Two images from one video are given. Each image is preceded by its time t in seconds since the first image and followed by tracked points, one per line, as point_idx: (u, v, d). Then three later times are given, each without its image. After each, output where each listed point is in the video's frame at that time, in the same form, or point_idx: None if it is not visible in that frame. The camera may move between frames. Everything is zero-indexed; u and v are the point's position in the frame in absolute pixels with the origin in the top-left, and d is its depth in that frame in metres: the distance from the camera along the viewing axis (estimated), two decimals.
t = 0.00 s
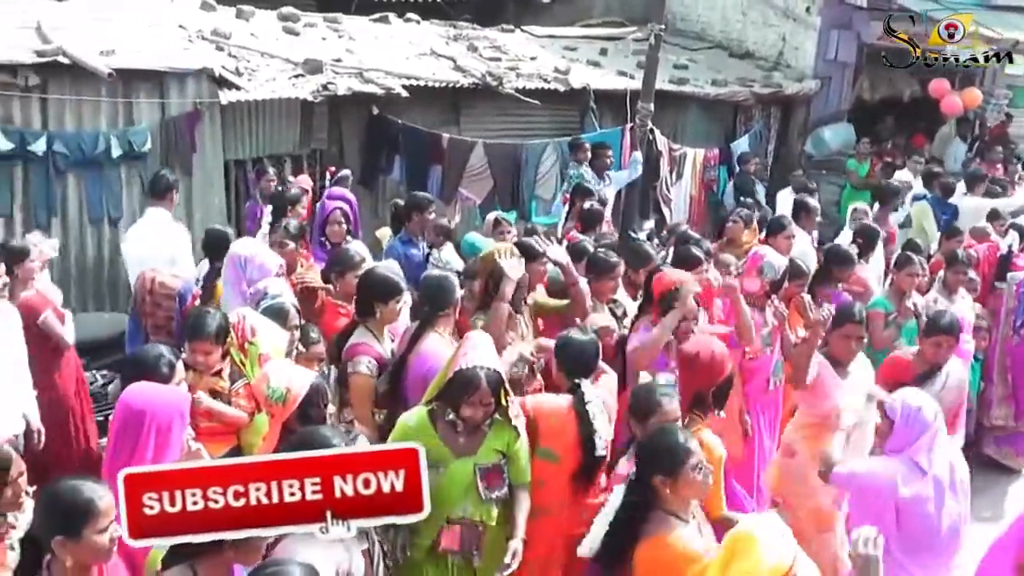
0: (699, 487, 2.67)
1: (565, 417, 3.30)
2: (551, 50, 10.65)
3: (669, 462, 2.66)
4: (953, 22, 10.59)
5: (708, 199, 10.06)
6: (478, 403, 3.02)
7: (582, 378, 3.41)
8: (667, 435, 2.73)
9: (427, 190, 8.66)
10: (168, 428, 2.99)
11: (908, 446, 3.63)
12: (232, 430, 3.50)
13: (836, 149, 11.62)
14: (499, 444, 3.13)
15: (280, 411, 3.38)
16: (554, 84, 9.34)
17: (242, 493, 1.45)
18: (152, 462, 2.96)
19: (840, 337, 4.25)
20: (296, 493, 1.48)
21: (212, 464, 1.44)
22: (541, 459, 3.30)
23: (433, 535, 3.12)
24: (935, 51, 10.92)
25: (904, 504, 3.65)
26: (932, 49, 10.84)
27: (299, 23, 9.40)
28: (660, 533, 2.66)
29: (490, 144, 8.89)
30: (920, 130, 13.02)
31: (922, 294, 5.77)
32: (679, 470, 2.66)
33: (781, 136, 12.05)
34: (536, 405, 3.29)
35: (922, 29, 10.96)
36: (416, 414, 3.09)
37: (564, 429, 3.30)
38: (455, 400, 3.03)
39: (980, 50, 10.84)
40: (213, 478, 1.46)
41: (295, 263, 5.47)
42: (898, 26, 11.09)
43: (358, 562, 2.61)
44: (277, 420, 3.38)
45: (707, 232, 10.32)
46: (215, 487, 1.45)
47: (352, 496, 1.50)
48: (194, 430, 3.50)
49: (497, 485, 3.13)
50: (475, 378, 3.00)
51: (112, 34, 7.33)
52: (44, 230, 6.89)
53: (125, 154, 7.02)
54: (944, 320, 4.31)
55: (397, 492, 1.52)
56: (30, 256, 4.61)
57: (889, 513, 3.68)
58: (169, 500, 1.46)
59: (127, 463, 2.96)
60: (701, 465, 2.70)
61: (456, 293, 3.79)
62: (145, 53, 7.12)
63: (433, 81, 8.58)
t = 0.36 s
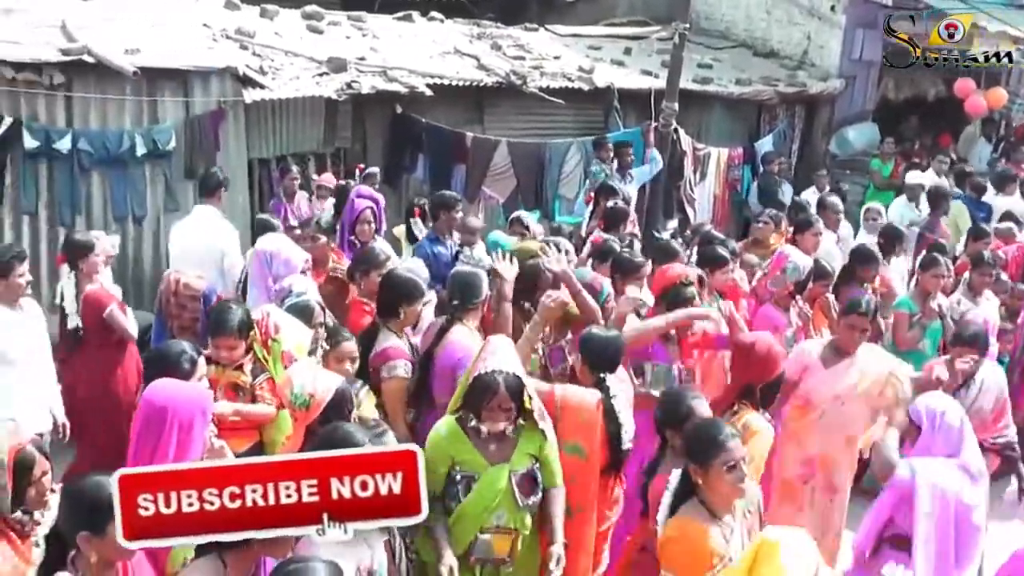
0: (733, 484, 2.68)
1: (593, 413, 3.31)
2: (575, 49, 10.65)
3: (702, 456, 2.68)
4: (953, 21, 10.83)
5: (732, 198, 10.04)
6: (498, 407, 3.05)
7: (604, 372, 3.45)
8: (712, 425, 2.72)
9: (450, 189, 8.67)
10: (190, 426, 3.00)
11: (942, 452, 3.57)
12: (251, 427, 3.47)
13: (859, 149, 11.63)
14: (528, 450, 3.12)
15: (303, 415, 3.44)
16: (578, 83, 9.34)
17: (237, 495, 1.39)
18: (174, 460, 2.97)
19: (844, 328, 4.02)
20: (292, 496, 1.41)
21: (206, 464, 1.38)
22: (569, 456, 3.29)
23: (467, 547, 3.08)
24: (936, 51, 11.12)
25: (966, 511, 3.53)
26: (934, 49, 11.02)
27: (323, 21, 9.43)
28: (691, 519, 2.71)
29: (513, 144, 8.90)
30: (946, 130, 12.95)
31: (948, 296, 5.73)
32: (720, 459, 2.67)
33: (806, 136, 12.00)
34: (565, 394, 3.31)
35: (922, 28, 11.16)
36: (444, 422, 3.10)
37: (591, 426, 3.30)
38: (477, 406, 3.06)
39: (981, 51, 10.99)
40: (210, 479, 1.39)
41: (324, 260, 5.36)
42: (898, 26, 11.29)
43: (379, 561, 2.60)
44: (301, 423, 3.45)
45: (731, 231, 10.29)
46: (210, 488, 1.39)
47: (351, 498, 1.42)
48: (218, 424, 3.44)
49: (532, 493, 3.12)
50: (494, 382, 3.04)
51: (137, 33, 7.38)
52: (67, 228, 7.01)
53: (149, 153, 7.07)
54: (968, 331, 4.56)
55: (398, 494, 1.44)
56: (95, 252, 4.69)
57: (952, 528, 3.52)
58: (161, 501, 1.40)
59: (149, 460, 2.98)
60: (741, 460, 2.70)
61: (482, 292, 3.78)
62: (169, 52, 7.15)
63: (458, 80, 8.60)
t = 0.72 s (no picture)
0: (766, 500, 2.60)
1: (607, 406, 3.33)
2: (598, 47, 10.65)
3: (737, 469, 2.59)
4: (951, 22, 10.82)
5: (754, 198, 10.04)
6: (514, 428, 2.75)
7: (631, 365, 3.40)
8: (748, 440, 2.64)
9: (473, 187, 8.71)
10: (212, 423, 3.01)
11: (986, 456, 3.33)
12: (271, 421, 3.49)
13: (882, 148, 11.76)
14: (547, 484, 2.84)
15: (323, 415, 3.49)
16: (601, 81, 9.36)
17: (233, 497, 1.27)
18: (196, 458, 2.98)
19: (842, 328, 4.12)
20: (288, 498, 1.27)
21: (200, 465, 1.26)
22: (581, 450, 3.31)
23: None
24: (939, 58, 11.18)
25: (1002, 512, 3.26)
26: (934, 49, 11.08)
27: (346, 19, 9.47)
28: (717, 529, 2.59)
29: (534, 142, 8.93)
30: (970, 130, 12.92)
31: (971, 297, 5.74)
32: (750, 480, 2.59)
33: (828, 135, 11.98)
34: (581, 389, 3.34)
35: (922, 29, 11.22)
36: (460, 457, 2.81)
37: (604, 419, 3.33)
38: (493, 432, 2.79)
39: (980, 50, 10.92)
40: (203, 480, 1.28)
41: (353, 255, 5.39)
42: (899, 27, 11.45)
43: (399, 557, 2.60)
44: (320, 424, 3.49)
45: (753, 230, 10.30)
46: (206, 490, 1.27)
47: (346, 501, 1.28)
48: (239, 417, 3.47)
49: (554, 530, 2.83)
50: (511, 403, 2.75)
51: (161, 30, 7.43)
52: (90, 225, 7.05)
53: (171, 150, 7.11)
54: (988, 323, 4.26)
55: (395, 498, 1.29)
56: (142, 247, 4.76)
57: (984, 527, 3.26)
58: (157, 504, 1.28)
59: (172, 455, 2.98)
60: (777, 476, 2.61)
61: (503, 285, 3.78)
62: (193, 50, 7.19)
63: (480, 78, 8.63)
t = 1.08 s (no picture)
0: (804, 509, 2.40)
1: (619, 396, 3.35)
2: (618, 46, 10.65)
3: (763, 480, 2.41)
4: (950, 22, 11.10)
5: (774, 196, 10.05)
6: (527, 451, 2.62)
7: (651, 361, 3.31)
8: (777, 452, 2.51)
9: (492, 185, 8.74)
10: (232, 420, 2.98)
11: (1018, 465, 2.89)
12: (292, 416, 3.51)
13: (903, 147, 11.76)
14: (563, 506, 2.70)
15: (338, 409, 3.46)
16: (621, 80, 9.37)
17: (229, 498, 1.26)
18: (215, 459, 2.93)
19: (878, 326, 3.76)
20: (285, 499, 1.26)
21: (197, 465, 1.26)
22: (594, 435, 3.37)
23: None
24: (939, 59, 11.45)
25: None
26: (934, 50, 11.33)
27: (367, 18, 9.49)
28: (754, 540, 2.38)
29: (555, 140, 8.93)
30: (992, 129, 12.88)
31: (993, 295, 5.74)
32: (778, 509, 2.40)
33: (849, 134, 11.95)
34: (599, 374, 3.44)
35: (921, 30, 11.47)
36: (467, 478, 2.67)
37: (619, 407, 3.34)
38: (502, 454, 2.65)
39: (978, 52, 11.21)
40: (197, 481, 1.27)
41: (376, 252, 5.41)
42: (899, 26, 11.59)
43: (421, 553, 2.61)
44: (336, 419, 3.46)
45: (773, 229, 10.31)
46: (202, 492, 1.26)
47: (344, 504, 1.25)
48: (258, 411, 3.49)
49: (570, 554, 2.69)
50: (521, 423, 2.63)
51: (184, 29, 7.46)
52: (111, 223, 6.98)
53: (192, 148, 7.16)
54: (991, 327, 4.06)
55: (394, 500, 1.26)
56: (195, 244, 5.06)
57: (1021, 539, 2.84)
58: (153, 504, 1.28)
59: (190, 454, 2.93)
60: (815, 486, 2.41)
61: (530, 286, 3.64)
62: (214, 49, 7.22)
63: (501, 77, 8.65)
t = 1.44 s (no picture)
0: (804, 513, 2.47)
1: (624, 398, 3.33)
2: (629, 44, 10.65)
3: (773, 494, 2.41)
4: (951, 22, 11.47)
5: (784, 195, 10.06)
6: (556, 500, 2.51)
7: (656, 363, 3.26)
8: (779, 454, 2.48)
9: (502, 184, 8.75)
10: (242, 417, 2.99)
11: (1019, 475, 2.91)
12: (300, 411, 3.52)
13: (913, 146, 11.74)
14: (588, 547, 2.59)
15: (349, 404, 3.46)
16: (632, 78, 9.37)
17: (226, 500, 1.28)
18: (224, 460, 2.95)
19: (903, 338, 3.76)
20: (282, 501, 1.29)
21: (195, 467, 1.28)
22: (601, 439, 3.36)
23: None
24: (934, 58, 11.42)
25: None
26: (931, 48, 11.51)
27: (378, 16, 9.51)
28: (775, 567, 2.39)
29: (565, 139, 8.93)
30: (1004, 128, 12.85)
31: (1003, 294, 5.73)
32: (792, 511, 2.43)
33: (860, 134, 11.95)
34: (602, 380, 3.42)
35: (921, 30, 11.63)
36: (484, 518, 2.56)
37: (624, 410, 3.32)
38: (527, 499, 2.53)
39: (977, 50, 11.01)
40: (194, 482, 1.29)
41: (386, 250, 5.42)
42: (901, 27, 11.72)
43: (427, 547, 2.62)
44: (345, 415, 3.47)
45: (783, 229, 10.31)
46: (198, 493, 1.28)
47: (344, 506, 1.29)
48: (269, 408, 3.52)
49: None
50: (552, 470, 2.50)
51: (196, 27, 7.48)
52: (122, 219, 7.00)
53: (203, 146, 7.18)
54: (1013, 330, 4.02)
55: (392, 501, 1.29)
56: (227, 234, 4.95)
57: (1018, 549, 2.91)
58: (147, 507, 1.30)
59: (200, 452, 2.95)
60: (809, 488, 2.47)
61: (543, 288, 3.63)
62: (226, 47, 7.24)
63: (512, 75, 8.65)
